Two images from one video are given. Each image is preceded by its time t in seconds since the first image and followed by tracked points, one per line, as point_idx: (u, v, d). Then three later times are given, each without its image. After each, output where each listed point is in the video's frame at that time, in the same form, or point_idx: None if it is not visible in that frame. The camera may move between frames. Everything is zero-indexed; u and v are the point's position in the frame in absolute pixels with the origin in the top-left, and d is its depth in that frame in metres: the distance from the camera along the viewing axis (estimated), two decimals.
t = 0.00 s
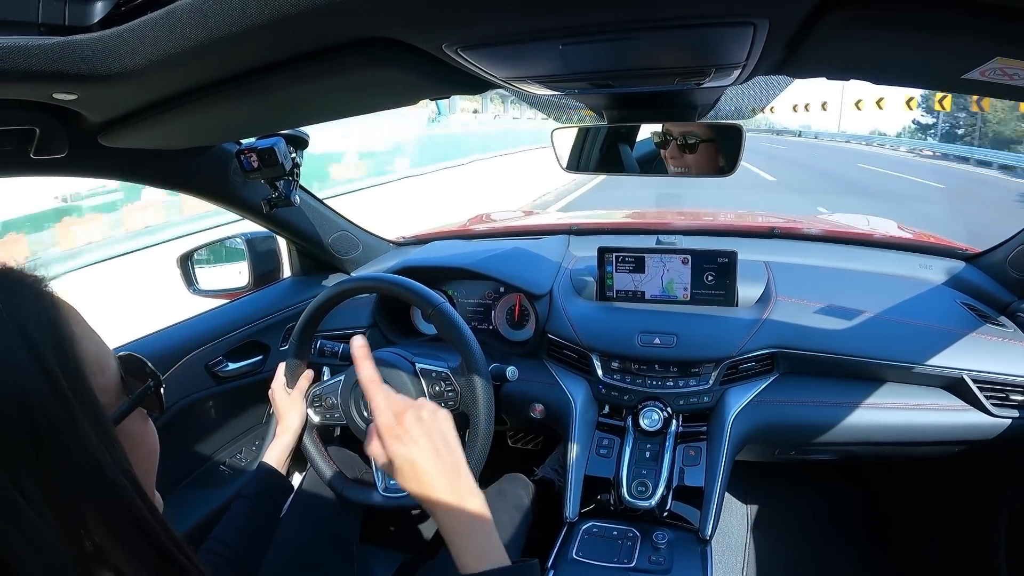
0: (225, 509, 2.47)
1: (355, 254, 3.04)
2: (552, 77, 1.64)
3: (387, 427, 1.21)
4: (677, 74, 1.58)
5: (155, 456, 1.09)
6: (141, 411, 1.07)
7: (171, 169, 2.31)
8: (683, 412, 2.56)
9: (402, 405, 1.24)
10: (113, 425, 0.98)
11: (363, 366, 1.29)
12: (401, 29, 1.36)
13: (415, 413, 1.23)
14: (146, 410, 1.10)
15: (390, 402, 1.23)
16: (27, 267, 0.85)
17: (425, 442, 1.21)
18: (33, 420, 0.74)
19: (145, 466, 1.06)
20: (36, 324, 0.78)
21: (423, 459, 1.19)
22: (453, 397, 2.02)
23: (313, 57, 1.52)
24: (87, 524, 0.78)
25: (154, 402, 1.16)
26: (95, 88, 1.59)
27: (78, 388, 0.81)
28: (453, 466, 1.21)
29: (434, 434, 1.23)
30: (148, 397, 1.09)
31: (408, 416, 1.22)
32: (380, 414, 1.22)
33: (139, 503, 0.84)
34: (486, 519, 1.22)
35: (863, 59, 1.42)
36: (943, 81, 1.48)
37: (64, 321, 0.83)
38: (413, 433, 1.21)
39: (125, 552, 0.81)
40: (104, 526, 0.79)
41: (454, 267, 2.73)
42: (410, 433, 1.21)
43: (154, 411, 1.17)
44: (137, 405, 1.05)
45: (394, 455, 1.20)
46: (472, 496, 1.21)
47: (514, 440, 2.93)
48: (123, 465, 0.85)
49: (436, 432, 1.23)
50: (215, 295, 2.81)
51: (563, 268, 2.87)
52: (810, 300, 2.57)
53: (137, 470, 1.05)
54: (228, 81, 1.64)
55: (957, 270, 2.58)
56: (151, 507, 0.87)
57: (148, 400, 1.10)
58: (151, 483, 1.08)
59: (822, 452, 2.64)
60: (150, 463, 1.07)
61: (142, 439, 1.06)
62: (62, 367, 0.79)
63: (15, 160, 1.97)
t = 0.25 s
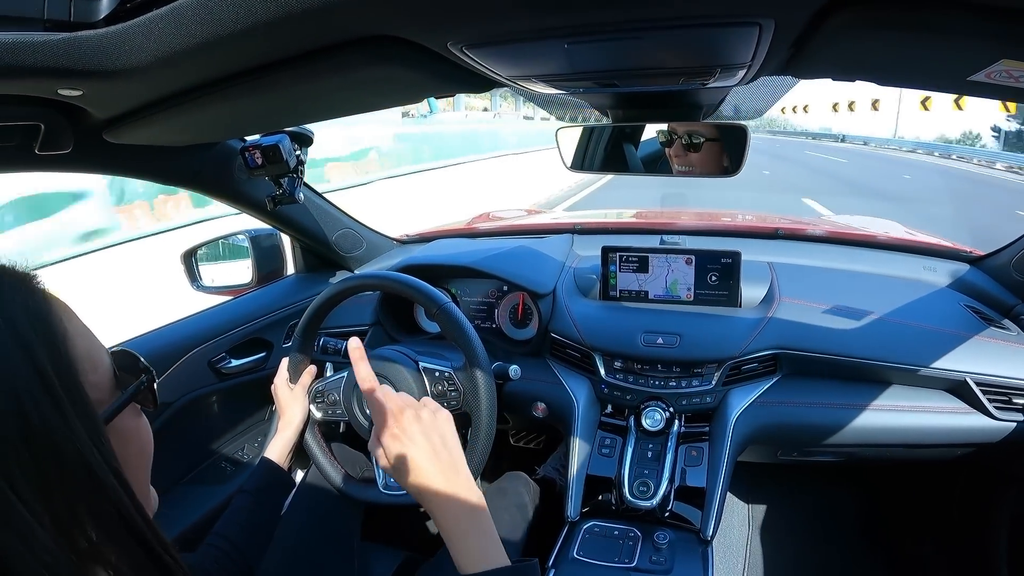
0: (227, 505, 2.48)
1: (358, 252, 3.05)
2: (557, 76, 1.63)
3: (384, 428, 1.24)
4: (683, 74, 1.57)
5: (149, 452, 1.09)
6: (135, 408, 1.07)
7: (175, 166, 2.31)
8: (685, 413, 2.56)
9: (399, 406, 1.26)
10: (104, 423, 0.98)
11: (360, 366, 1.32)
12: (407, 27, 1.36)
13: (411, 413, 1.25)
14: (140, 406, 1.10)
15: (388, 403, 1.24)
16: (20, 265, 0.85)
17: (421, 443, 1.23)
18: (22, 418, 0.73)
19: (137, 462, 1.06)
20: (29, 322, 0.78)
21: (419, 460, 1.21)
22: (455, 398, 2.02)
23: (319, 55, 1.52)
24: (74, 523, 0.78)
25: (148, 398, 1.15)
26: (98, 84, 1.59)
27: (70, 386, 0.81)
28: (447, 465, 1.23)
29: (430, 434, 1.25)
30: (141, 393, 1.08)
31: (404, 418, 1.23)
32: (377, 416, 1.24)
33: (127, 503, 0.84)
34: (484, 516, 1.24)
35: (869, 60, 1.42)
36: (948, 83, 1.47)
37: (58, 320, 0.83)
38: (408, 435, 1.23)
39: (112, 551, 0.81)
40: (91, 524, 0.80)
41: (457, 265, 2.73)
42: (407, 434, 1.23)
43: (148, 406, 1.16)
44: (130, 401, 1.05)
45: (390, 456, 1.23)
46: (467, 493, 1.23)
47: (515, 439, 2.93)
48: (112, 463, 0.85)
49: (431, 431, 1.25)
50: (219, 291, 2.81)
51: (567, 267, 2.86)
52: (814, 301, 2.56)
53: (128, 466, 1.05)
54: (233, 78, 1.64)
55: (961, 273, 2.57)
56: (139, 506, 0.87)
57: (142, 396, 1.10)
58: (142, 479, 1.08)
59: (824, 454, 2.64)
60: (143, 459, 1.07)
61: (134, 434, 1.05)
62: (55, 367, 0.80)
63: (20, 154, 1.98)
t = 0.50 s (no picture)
0: (231, 504, 2.49)
1: (362, 252, 3.05)
2: (561, 77, 1.64)
3: (347, 451, 1.14)
4: (687, 75, 1.57)
5: (151, 450, 1.09)
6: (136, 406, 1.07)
7: (179, 165, 2.32)
8: (688, 414, 2.55)
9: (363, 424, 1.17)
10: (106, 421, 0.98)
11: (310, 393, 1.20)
12: (411, 28, 1.36)
13: (376, 433, 1.16)
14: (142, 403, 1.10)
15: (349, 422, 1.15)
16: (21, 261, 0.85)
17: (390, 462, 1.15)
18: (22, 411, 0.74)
19: (140, 460, 1.06)
20: (33, 318, 0.78)
21: (388, 482, 1.13)
22: (458, 398, 2.00)
23: (323, 55, 1.52)
24: (77, 518, 0.78)
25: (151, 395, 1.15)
26: (104, 83, 1.60)
27: (72, 384, 0.82)
28: (416, 484, 1.15)
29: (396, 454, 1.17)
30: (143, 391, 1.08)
31: (368, 439, 1.14)
32: (338, 440, 1.14)
33: (128, 498, 0.84)
34: (461, 533, 1.16)
35: (873, 62, 1.42)
36: (954, 85, 1.47)
37: (62, 318, 0.84)
38: (375, 455, 1.13)
39: (116, 546, 0.81)
40: (95, 520, 0.79)
41: (461, 266, 2.73)
42: (373, 456, 1.13)
43: (151, 405, 1.16)
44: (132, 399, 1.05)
45: (356, 482, 1.13)
46: (441, 513, 1.15)
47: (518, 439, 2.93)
48: (112, 459, 0.85)
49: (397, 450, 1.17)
50: (223, 290, 2.82)
51: (571, 268, 2.86)
52: (819, 303, 2.55)
53: (130, 464, 1.05)
54: (237, 79, 1.65)
55: (966, 276, 2.56)
56: (141, 502, 0.87)
57: (144, 394, 1.10)
58: (145, 476, 1.08)
59: (827, 457, 2.63)
60: (145, 456, 1.07)
61: (136, 431, 1.05)
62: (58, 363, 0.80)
63: (26, 153, 1.99)
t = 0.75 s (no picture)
0: (233, 502, 2.49)
1: (364, 251, 3.04)
2: (564, 77, 1.63)
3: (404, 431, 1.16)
4: (690, 75, 1.57)
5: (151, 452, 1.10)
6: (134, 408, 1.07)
7: (182, 164, 2.32)
8: (690, 414, 2.55)
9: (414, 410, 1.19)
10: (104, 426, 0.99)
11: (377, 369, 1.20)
12: (414, 27, 1.36)
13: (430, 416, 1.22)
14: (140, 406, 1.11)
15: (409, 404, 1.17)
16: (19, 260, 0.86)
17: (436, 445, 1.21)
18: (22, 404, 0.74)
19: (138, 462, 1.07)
20: (34, 319, 0.79)
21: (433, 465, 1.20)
22: (460, 398, 1.99)
23: (326, 54, 1.52)
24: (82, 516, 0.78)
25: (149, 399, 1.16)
26: (107, 82, 1.60)
27: (70, 385, 0.82)
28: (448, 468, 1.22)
29: (443, 438, 1.23)
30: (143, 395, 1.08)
31: (422, 422, 1.19)
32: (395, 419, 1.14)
33: (127, 496, 0.85)
34: (480, 520, 1.25)
35: (877, 62, 1.41)
36: (957, 86, 1.46)
37: (60, 321, 0.84)
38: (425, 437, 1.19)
39: (118, 544, 0.81)
40: (98, 519, 0.80)
41: (463, 265, 2.73)
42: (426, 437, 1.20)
43: (150, 406, 1.17)
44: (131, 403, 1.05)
45: (401, 456, 1.18)
46: (466, 493, 1.24)
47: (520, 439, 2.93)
48: (111, 458, 0.86)
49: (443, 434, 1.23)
50: (225, 289, 2.81)
51: (573, 268, 2.86)
52: (821, 304, 2.54)
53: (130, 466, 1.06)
54: (240, 78, 1.65)
55: (968, 277, 2.55)
56: (139, 500, 0.88)
57: (143, 396, 1.10)
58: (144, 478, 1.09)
59: (829, 459, 2.62)
60: (144, 458, 1.08)
61: (135, 434, 1.06)
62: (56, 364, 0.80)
63: (29, 151, 1.99)
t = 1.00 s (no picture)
0: (235, 501, 2.49)
1: (367, 250, 3.04)
2: (565, 76, 1.63)
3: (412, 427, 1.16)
4: (692, 74, 1.57)
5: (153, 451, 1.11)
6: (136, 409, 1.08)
7: (184, 163, 2.32)
8: (692, 414, 2.55)
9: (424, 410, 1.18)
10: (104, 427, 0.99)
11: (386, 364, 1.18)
12: (415, 27, 1.36)
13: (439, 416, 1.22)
14: (144, 405, 1.11)
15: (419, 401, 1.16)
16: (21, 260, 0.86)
17: (446, 444, 1.21)
18: (26, 400, 0.74)
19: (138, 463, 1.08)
20: (37, 318, 0.79)
21: (436, 464, 1.20)
22: (463, 396, 2.01)
23: (328, 54, 1.52)
24: (89, 512, 0.78)
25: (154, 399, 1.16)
26: (109, 82, 1.61)
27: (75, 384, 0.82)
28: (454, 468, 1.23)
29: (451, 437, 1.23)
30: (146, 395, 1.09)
31: (433, 420, 1.19)
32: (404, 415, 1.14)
33: (132, 493, 0.85)
34: (483, 515, 1.25)
35: (879, 61, 1.41)
36: (959, 85, 1.46)
37: (65, 320, 0.84)
38: (433, 436, 1.19)
39: (126, 540, 0.81)
40: (105, 515, 0.80)
41: (466, 264, 2.73)
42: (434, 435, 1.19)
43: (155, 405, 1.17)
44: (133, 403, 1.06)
45: (408, 453, 1.18)
46: (471, 491, 1.24)
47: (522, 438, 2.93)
48: (117, 455, 0.86)
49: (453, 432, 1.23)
50: (228, 288, 2.82)
51: (575, 267, 2.85)
52: (823, 303, 2.54)
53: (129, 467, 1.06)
54: (242, 77, 1.65)
55: (971, 277, 2.54)
56: (145, 498, 0.88)
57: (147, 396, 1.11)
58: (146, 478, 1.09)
59: (832, 459, 2.62)
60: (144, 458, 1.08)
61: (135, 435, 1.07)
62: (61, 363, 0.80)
63: (32, 150, 2.00)
